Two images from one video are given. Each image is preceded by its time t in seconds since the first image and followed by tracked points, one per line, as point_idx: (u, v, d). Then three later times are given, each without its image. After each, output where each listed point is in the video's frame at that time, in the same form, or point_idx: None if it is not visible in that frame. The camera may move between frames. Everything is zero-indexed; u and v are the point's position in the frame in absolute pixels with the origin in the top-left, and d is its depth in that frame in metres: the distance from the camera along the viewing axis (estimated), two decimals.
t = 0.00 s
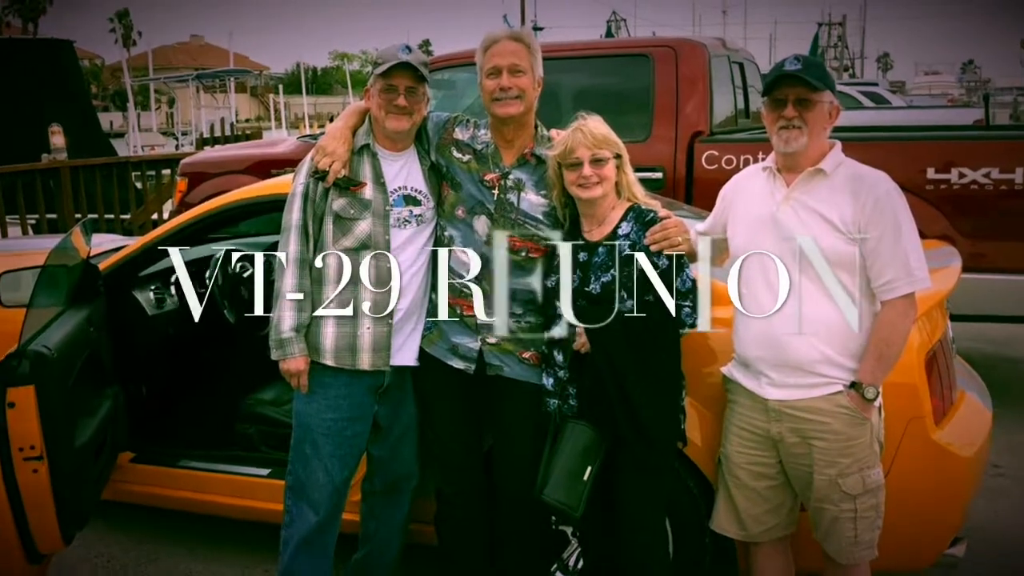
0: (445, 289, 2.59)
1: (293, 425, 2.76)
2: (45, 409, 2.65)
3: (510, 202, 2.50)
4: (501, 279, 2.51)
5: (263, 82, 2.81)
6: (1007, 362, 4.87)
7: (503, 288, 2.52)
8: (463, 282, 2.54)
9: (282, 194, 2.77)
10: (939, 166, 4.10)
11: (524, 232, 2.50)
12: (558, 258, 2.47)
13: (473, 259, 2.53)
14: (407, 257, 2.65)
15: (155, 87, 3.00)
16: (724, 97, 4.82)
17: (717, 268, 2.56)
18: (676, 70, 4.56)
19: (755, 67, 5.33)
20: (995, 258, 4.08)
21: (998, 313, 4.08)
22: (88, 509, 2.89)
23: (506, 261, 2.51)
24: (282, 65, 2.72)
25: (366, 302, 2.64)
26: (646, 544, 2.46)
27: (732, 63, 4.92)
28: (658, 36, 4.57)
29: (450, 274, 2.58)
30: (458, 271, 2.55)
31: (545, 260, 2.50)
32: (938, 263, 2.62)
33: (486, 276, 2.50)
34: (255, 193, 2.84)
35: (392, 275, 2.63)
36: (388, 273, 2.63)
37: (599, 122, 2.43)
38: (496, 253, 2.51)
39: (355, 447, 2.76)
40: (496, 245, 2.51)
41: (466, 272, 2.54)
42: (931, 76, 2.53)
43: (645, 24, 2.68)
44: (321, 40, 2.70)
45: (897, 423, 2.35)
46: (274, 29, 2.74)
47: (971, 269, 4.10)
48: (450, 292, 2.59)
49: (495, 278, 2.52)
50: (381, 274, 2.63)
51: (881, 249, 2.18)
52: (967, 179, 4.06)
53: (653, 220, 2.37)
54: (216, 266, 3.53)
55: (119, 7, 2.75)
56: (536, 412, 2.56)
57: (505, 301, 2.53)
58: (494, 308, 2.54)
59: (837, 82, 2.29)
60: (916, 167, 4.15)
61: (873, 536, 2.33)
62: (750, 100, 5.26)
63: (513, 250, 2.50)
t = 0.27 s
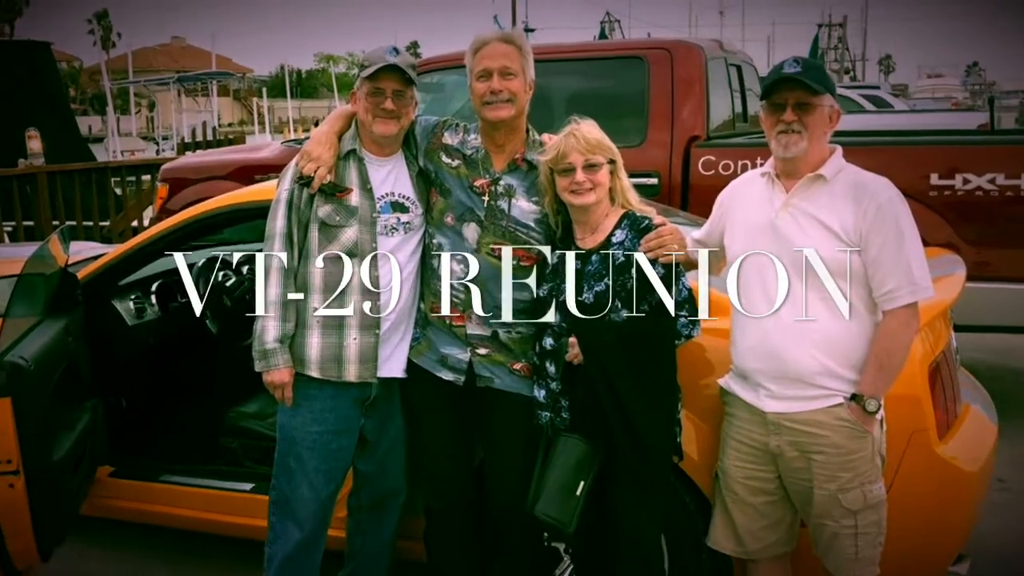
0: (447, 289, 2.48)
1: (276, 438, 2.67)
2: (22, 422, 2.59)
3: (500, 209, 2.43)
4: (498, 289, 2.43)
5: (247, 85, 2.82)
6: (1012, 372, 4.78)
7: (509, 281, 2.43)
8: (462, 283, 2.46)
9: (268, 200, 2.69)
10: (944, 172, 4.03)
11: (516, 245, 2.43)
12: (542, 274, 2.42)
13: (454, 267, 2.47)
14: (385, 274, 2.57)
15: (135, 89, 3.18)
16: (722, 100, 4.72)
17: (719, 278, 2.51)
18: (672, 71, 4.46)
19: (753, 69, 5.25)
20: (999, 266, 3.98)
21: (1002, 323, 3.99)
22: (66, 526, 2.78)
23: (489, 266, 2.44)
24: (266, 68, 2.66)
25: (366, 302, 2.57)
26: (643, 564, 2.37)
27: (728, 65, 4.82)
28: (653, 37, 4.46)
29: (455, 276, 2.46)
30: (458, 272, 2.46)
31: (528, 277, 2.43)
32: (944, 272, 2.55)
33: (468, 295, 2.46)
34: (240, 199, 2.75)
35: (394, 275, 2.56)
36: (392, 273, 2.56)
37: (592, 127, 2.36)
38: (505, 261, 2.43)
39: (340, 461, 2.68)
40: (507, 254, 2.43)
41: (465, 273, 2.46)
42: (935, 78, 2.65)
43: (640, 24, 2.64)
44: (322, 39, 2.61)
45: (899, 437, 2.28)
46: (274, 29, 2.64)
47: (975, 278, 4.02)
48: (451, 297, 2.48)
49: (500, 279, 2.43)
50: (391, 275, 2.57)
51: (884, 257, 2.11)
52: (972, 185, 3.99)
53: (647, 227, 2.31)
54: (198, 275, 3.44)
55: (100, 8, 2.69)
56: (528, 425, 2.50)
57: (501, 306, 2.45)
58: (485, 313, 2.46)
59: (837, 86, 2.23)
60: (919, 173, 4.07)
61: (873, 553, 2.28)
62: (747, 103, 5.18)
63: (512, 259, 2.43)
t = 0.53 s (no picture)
0: (445, 281, 2.39)
1: (261, 450, 2.59)
2: None
3: (491, 215, 2.36)
4: (488, 300, 2.37)
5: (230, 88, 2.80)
6: (1016, 381, 4.67)
7: (512, 280, 2.35)
8: (461, 282, 2.37)
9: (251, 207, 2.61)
10: (948, 177, 3.89)
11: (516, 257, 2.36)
12: (536, 277, 2.36)
13: (446, 273, 2.38)
14: (379, 276, 2.49)
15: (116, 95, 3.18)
16: (719, 103, 4.61)
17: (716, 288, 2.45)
18: (667, 74, 4.35)
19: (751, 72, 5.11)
20: (1005, 275, 3.89)
21: (1006, 332, 3.90)
22: (43, 543, 2.69)
23: (486, 277, 2.36)
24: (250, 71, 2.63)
25: (369, 302, 2.51)
26: None
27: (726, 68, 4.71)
28: (647, 39, 4.36)
29: (452, 272, 2.38)
30: (456, 271, 2.37)
31: (521, 286, 2.36)
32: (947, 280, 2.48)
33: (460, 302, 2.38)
34: (219, 206, 2.67)
35: (395, 280, 2.49)
36: (391, 275, 2.49)
37: (586, 131, 2.29)
38: (506, 278, 2.35)
39: (327, 476, 2.60)
40: (506, 261, 2.36)
41: (466, 269, 2.37)
42: (938, 82, 2.58)
43: (635, 24, 2.59)
44: (321, 40, 2.53)
45: (901, 451, 2.21)
46: (273, 29, 2.56)
47: (979, 286, 3.92)
48: (451, 299, 2.39)
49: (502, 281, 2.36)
50: (390, 280, 2.50)
51: (885, 265, 2.05)
52: (976, 192, 3.87)
53: (642, 234, 2.24)
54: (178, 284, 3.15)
55: (78, 9, 2.62)
56: (520, 438, 2.42)
57: (492, 317, 2.38)
58: (476, 323, 2.39)
59: (837, 89, 2.17)
60: (922, 178, 3.93)
61: (875, 569, 2.21)
62: (745, 106, 5.02)
63: (500, 268, 2.36)
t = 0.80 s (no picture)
0: (445, 289, 2.31)
1: (245, 463, 2.52)
2: None
3: (482, 222, 2.31)
4: (479, 309, 2.30)
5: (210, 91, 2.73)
6: (1019, 393, 4.54)
7: (512, 281, 2.29)
8: (462, 281, 2.29)
9: (232, 215, 2.54)
10: (952, 182, 3.76)
11: (517, 262, 2.30)
12: (536, 275, 2.28)
13: (433, 283, 2.33)
14: (378, 276, 2.42)
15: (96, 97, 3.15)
16: (715, 107, 4.44)
17: (711, 298, 2.39)
18: (663, 77, 4.20)
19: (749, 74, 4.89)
20: (1010, 283, 3.76)
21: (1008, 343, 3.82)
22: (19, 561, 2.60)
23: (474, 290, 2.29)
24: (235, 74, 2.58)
25: (368, 302, 2.42)
26: None
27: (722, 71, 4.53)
28: (642, 41, 4.20)
29: (452, 270, 2.30)
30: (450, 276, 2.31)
31: (521, 287, 2.29)
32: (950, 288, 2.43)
33: (458, 302, 2.30)
34: (196, 213, 2.61)
35: (396, 275, 2.42)
36: (391, 271, 2.43)
37: (579, 136, 2.23)
38: (507, 294, 2.29)
39: (313, 489, 2.52)
40: (506, 282, 2.29)
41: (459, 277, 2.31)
42: (941, 84, 2.52)
43: (629, 25, 2.55)
44: (322, 39, 2.46)
45: (903, 464, 2.15)
46: (269, 29, 2.50)
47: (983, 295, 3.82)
48: (448, 304, 2.32)
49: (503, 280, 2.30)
50: (390, 277, 2.43)
51: (887, 273, 1.99)
52: (981, 198, 3.73)
53: (637, 242, 2.18)
54: (160, 292, 3.19)
55: (57, 9, 2.59)
56: (512, 450, 2.35)
57: (482, 327, 2.32)
58: (467, 333, 2.33)
59: (837, 93, 2.12)
60: (926, 184, 3.80)
61: None
62: (744, 110, 4.82)
63: (483, 274, 2.29)
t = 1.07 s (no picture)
0: (447, 282, 2.24)
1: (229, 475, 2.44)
2: None
3: (473, 229, 2.26)
4: (470, 318, 2.25)
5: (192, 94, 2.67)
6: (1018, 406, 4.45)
7: (511, 280, 2.24)
8: (461, 282, 2.23)
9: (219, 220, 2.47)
10: (955, 188, 3.68)
11: (522, 260, 2.25)
12: (536, 278, 2.22)
13: (424, 292, 2.28)
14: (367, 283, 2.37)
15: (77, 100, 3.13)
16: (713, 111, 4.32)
17: (710, 306, 2.33)
18: (659, 80, 4.08)
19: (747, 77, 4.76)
20: (1015, 290, 3.64)
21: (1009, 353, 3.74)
22: None
23: (457, 295, 2.24)
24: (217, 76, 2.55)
25: (368, 301, 2.38)
26: None
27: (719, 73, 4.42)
28: (637, 43, 4.09)
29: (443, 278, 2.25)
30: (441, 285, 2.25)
31: (512, 295, 2.24)
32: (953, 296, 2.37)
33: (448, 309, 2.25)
34: (182, 219, 2.53)
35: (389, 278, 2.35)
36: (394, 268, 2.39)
37: (572, 140, 2.18)
38: (507, 301, 2.24)
39: (299, 503, 2.45)
40: (506, 284, 2.24)
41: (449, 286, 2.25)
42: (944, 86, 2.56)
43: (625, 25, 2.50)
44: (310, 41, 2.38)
45: (904, 478, 2.10)
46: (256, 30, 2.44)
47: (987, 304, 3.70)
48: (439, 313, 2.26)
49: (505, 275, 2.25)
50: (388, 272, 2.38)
51: (889, 282, 1.93)
52: (985, 204, 3.64)
53: (632, 249, 2.12)
54: (142, 301, 3.01)
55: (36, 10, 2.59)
56: (503, 463, 2.28)
57: (472, 336, 2.26)
58: (457, 343, 2.27)
59: (838, 96, 2.07)
60: (928, 191, 3.72)
61: None
62: (743, 114, 4.71)
63: (477, 280, 2.23)
